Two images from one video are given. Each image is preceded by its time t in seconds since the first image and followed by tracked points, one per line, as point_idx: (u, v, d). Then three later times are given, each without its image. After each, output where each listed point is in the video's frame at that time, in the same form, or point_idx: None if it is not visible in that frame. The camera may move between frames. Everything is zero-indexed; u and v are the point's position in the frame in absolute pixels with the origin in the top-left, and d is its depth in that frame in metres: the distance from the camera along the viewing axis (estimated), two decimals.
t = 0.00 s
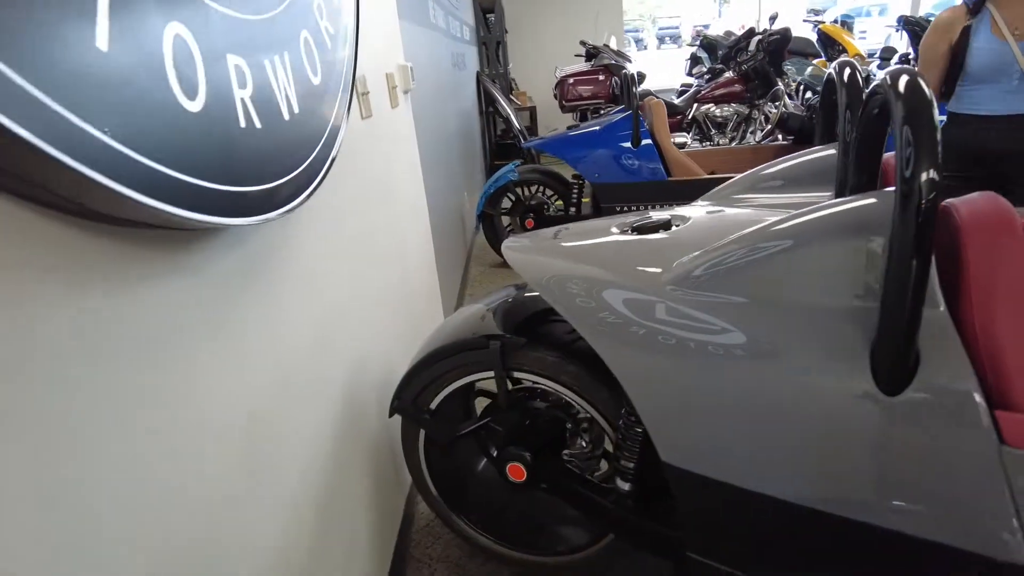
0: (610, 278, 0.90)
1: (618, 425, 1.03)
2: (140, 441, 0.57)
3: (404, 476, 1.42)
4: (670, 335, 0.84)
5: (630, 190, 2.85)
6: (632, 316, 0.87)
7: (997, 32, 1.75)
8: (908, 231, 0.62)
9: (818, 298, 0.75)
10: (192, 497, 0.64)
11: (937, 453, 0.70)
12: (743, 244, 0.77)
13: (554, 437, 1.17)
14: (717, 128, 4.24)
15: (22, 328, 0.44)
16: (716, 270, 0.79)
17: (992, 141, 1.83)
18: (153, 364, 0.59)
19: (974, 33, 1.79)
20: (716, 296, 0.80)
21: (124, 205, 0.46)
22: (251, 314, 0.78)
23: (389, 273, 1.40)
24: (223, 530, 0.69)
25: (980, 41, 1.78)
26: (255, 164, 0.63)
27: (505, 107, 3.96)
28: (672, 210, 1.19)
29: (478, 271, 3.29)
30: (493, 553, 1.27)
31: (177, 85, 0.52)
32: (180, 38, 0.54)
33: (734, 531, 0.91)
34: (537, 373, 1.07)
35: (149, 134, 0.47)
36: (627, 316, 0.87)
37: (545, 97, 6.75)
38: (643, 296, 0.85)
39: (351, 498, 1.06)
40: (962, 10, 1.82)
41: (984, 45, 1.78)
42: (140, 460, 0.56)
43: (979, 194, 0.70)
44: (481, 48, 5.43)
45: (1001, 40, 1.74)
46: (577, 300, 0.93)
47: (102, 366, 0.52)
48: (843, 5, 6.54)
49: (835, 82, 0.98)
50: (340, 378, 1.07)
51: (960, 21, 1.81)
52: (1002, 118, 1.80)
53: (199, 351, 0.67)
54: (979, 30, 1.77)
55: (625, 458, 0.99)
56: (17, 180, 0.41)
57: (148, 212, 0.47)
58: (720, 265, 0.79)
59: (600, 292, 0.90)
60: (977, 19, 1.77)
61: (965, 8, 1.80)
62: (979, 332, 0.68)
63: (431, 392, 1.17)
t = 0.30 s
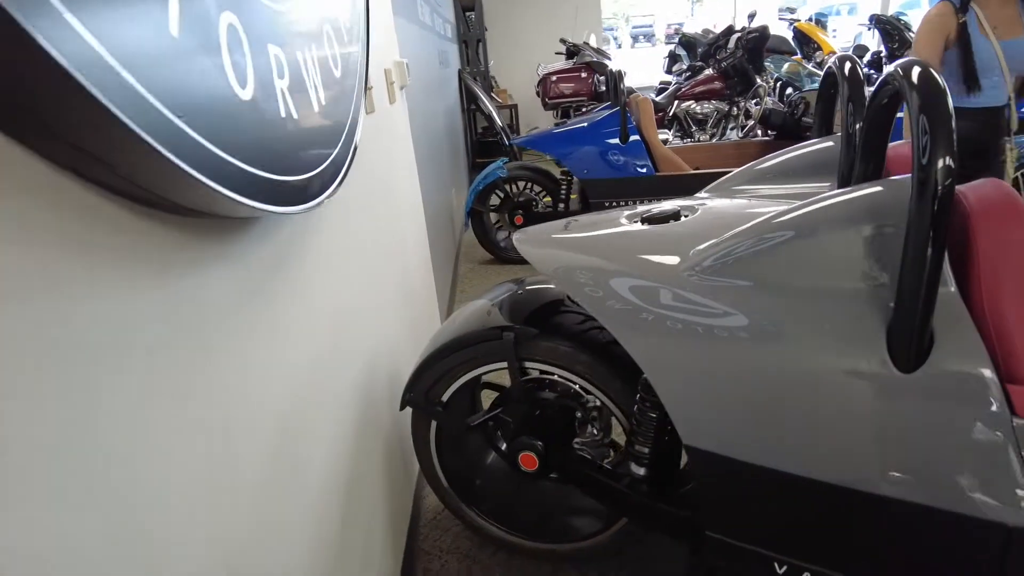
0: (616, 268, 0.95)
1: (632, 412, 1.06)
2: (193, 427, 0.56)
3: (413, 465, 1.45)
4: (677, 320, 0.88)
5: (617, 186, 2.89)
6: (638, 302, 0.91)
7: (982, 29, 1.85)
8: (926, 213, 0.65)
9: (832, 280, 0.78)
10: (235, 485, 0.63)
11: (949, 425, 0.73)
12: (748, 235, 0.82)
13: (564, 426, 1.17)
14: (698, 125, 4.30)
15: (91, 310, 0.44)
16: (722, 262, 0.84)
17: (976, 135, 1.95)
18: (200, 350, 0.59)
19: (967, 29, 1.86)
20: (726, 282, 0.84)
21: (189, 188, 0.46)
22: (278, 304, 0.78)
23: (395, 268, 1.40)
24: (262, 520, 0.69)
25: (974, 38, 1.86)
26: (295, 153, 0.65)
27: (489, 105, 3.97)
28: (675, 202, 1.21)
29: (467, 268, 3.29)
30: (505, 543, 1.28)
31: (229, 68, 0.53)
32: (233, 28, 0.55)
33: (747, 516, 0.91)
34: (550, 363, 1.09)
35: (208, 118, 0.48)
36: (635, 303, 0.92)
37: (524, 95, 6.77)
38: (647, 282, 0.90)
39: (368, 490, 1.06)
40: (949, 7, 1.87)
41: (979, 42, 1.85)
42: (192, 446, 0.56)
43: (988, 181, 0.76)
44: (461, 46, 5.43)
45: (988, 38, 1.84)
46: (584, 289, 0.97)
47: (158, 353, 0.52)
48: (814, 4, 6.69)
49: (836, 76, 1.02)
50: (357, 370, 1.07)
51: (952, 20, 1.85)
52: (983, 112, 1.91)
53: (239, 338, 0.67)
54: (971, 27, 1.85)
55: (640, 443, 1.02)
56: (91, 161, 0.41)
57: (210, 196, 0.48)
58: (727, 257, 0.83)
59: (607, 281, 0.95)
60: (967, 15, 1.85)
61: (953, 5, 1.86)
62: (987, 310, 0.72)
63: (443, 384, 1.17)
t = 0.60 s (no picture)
0: (612, 253, 0.97)
1: (633, 396, 1.08)
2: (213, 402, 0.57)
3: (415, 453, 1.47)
4: (674, 303, 0.91)
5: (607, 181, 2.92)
6: (636, 287, 0.93)
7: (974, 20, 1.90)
8: (922, 193, 0.68)
9: (829, 261, 0.80)
10: (252, 464, 0.64)
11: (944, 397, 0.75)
12: (743, 221, 0.84)
13: (566, 414, 1.19)
14: (683, 122, 4.36)
15: (116, 279, 0.44)
16: (718, 247, 0.86)
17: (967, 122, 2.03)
18: (218, 328, 0.59)
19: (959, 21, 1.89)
20: (724, 265, 0.86)
21: (210, 154, 0.47)
22: (293, 289, 0.79)
23: (394, 260, 1.41)
24: (277, 500, 0.70)
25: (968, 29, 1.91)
26: (310, 137, 0.67)
27: (477, 103, 3.98)
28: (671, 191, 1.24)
29: (457, 265, 3.30)
30: (507, 529, 1.29)
31: (245, 46, 0.54)
32: (256, 15, 0.57)
33: (747, 490, 0.93)
34: (552, 349, 1.11)
35: (231, 95, 0.50)
36: (632, 287, 0.94)
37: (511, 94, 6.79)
38: (645, 267, 0.93)
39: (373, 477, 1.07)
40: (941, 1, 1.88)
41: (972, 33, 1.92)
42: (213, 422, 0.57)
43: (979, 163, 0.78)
44: (448, 46, 5.43)
45: (981, 28, 1.90)
46: (584, 276, 0.99)
47: (179, 327, 0.52)
48: (794, 4, 6.81)
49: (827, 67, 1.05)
50: (362, 358, 1.08)
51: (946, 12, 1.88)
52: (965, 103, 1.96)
53: (256, 319, 0.67)
54: (965, 19, 1.90)
55: (641, 426, 1.04)
56: (118, 127, 0.42)
57: (228, 163, 0.49)
58: (723, 242, 0.86)
59: (605, 266, 0.97)
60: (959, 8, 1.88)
61: None
62: (977, 285, 0.75)
63: (446, 373, 1.18)
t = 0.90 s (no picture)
0: (606, 242, 0.99)
1: (624, 383, 1.10)
2: (211, 381, 0.58)
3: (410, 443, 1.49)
4: (664, 290, 0.93)
5: (598, 176, 2.94)
6: (628, 275, 0.96)
7: (980, 14, 1.82)
8: (899, 178, 0.71)
9: (813, 245, 0.82)
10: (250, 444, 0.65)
11: (923, 374, 0.77)
12: (729, 209, 0.87)
13: (559, 402, 1.21)
14: (673, 119, 4.39)
15: (116, 254, 0.46)
16: (706, 234, 0.89)
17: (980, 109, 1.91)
18: (216, 311, 0.60)
19: (964, 16, 1.85)
20: (711, 251, 0.89)
21: (207, 132, 0.48)
22: (290, 277, 0.80)
23: (388, 254, 1.43)
24: (275, 482, 0.71)
25: (972, 24, 1.84)
26: (305, 126, 0.68)
27: (468, 101, 3.99)
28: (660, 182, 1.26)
29: (450, 262, 3.31)
30: (502, 517, 1.31)
31: (244, 34, 0.55)
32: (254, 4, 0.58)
33: (735, 468, 0.96)
34: (544, 338, 1.13)
35: (230, 78, 0.51)
36: (623, 275, 0.96)
37: (502, 92, 6.80)
38: (635, 256, 0.95)
39: (370, 463, 1.08)
40: None
41: (976, 27, 1.83)
42: (211, 401, 0.58)
43: (956, 152, 0.82)
44: (438, 45, 5.44)
45: (985, 21, 1.81)
46: (575, 265, 1.01)
47: (178, 305, 0.53)
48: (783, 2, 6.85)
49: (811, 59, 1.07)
50: (358, 348, 1.09)
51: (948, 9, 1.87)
52: (952, 94, 1.96)
53: (254, 304, 0.68)
54: (967, 14, 1.84)
55: (632, 411, 1.07)
56: (123, 107, 0.43)
57: (224, 142, 0.50)
58: (710, 229, 0.88)
59: (597, 254, 0.99)
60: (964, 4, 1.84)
61: None
62: (954, 265, 0.78)
63: (440, 363, 1.20)
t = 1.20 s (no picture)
0: (593, 235, 1.03)
1: (613, 370, 1.14)
2: (230, 361, 0.61)
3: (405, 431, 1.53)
4: (652, 279, 0.97)
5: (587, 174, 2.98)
6: (616, 266, 1.00)
7: (962, 13, 1.87)
8: (873, 170, 0.75)
9: (793, 234, 0.87)
10: (265, 423, 0.68)
11: (895, 353, 0.82)
12: (713, 200, 0.91)
13: (551, 390, 1.25)
14: (660, 119, 4.45)
15: (150, 234, 0.48)
16: (690, 224, 0.93)
17: (967, 106, 1.96)
18: (229, 293, 0.63)
19: (946, 16, 1.89)
20: (695, 241, 0.93)
21: (228, 118, 0.51)
22: (293, 265, 0.83)
23: (383, 248, 1.45)
24: (285, 461, 0.74)
25: (953, 23, 1.89)
26: (309, 118, 0.71)
27: (458, 101, 4.02)
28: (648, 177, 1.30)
29: (441, 260, 3.34)
30: (495, 503, 1.35)
31: (258, 27, 0.58)
32: None
33: (720, 448, 1.00)
34: (536, 328, 1.17)
35: (244, 68, 0.54)
36: (613, 266, 1.00)
37: (491, 92, 6.82)
38: (624, 248, 0.99)
39: (369, 449, 1.11)
40: None
41: (956, 26, 1.88)
42: (230, 379, 0.60)
43: (927, 145, 0.87)
44: (427, 45, 5.46)
45: (966, 20, 1.86)
46: (567, 257, 1.04)
47: (201, 288, 0.56)
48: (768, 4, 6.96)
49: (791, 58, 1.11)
50: (356, 339, 1.12)
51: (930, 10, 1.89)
52: (940, 92, 2.01)
53: (262, 290, 0.71)
54: (949, 14, 1.89)
55: (621, 397, 1.11)
56: (151, 94, 0.46)
57: (242, 128, 0.53)
58: (695, 219, 0.92)
59: (586, 247, 1.03)
60: (948, 5, 1.88)
61: None
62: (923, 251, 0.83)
63: (435, 352, 1.24)
